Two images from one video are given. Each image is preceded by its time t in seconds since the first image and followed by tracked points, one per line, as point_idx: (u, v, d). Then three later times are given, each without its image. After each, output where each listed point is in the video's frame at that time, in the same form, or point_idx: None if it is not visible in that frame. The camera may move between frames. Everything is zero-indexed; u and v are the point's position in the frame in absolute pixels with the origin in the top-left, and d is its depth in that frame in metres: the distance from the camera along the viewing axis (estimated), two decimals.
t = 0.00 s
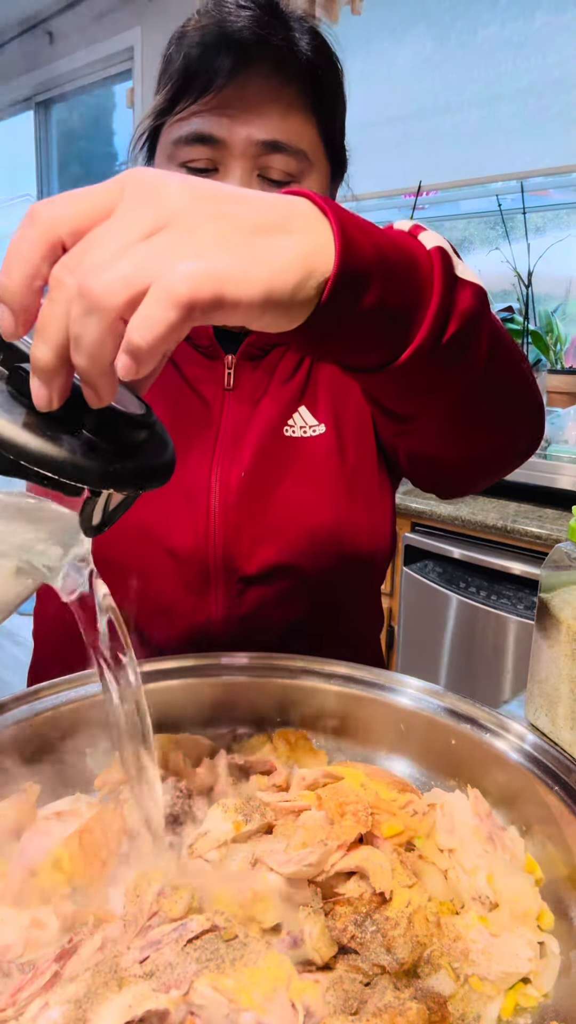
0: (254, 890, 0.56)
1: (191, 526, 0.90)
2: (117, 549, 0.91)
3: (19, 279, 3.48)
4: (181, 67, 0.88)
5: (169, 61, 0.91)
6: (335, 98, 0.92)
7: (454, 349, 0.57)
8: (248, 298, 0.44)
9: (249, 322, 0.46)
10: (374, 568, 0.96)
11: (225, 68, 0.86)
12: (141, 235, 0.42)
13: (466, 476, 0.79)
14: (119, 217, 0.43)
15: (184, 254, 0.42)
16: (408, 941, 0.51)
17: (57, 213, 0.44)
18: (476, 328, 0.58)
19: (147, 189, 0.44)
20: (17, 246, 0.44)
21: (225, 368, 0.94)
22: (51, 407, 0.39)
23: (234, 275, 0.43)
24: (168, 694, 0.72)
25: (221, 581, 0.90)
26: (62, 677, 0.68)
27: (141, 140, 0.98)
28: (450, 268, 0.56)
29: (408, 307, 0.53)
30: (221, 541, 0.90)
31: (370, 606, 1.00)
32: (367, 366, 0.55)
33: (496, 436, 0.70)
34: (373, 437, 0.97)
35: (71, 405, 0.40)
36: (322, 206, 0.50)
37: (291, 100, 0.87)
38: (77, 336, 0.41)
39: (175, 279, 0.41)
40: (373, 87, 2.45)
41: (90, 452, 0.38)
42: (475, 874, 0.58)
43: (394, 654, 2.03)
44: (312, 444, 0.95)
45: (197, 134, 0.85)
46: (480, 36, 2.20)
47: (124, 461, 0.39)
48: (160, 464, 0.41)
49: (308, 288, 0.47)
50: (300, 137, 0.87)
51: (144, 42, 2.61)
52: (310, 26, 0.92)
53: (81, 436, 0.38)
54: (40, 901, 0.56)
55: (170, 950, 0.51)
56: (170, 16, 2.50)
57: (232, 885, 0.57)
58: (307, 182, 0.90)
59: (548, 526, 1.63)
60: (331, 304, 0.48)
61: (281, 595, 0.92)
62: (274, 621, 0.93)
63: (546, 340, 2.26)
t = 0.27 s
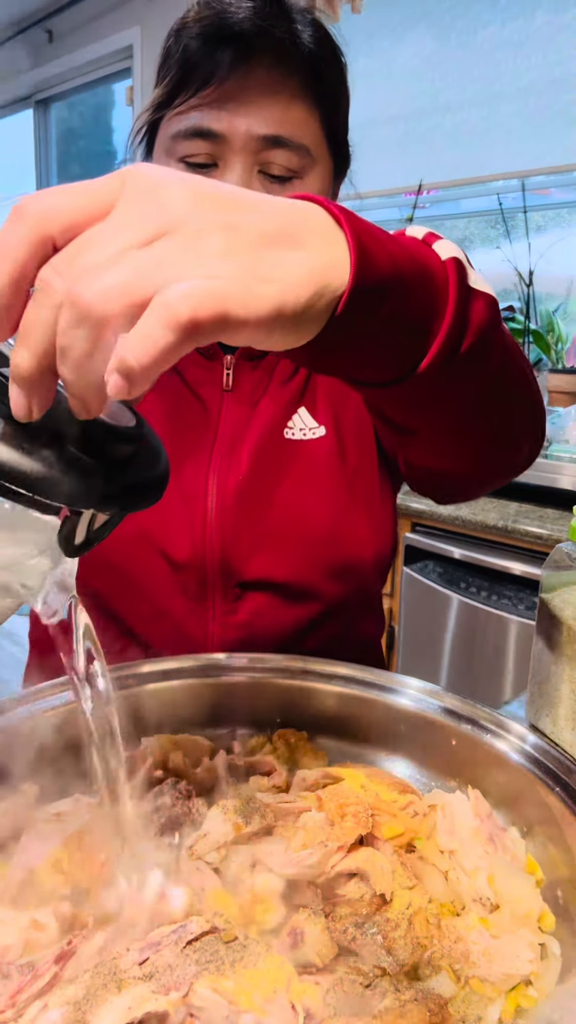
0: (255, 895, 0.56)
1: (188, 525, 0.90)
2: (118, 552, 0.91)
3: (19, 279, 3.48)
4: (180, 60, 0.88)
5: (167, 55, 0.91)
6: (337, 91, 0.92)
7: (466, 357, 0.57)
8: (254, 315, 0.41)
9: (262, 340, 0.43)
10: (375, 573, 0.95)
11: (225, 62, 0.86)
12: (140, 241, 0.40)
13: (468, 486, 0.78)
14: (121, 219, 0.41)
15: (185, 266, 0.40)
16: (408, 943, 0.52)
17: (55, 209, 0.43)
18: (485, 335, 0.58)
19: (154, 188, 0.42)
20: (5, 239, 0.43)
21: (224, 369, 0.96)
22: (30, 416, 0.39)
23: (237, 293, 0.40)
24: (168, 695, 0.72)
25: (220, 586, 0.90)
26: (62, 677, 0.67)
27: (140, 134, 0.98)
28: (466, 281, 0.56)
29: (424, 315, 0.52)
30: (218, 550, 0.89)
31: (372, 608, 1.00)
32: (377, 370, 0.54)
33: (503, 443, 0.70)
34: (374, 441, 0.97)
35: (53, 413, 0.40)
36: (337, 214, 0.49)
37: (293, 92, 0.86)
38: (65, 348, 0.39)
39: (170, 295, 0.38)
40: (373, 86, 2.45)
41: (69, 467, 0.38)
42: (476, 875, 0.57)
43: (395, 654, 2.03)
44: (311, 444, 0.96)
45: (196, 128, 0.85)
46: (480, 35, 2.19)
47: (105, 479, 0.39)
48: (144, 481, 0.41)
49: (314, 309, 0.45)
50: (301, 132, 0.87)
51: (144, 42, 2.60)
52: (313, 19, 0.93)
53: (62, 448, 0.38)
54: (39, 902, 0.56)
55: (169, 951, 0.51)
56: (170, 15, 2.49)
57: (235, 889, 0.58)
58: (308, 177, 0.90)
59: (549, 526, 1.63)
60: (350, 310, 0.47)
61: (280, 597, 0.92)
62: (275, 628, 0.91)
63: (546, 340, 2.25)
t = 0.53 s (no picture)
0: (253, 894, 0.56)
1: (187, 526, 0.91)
2: (114, 559, 0.91)
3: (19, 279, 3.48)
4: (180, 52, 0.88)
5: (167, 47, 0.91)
6: (342, 79, 0.92)
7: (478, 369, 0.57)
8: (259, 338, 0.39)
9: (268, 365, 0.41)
10: (373, 579, 0.96)
11: (225, 55, 0.86)
12: (137, 254, 0.39)
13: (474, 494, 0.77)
14: (118, 232, 0.41)
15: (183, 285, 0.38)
16: (408, 942, 0.52)
17: (51, 220, 0.43)
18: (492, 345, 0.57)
19: (156, 204, 0.41)
20: None
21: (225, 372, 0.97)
22: (12, 437, 0.40)
23: (239, 314, 0.38)
24: (167, 694, 0.72)
25: (218, 588, 0.91)
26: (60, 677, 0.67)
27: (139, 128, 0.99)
28: (478, 294, 0.56)
29: (436, 329, 0.52)
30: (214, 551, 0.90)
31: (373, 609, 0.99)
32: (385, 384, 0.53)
33: (509, 451, 0.69)
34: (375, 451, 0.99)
35: (39, 435, 0.41)
36: (346, 226, 0.47)
37: (297, 82, 0.87)
38: (51, 366, 0.39)
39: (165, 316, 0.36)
40: (373, 86, 2.45)
41: (53, 492, 0.38)
42: (476, 875, 0.57)
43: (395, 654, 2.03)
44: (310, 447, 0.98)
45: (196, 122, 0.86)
46: (480, 34, 2.19)
47: (90, 501, 0.39)
48: (133, 502, 0.41)
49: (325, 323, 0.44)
50: (303, 124, 0.87)
51: (144, 41, 2.59)
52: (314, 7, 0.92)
53: (46, 471, 0.39)
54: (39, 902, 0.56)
55: (170, 950, 0.51)
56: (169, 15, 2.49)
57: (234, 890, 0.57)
58: (310, 172, 0.90)
59: (549, 526, 1.63)
60: (358, 329, 0.46)
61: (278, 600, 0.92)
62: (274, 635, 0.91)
63: (546, 340, 2.25)
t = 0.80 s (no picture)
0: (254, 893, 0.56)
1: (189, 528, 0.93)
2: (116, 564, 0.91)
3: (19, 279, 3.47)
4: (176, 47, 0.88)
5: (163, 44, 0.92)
6: (341, 68, 0.92)
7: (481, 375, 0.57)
8: (257, 358, 0.38)
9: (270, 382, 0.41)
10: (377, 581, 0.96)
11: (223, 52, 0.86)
12: (126, 266, 0.37)
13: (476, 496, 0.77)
14: (107, 238, 0.38)
15: (176, 305, 0.36)
16: (408, 943, 0.52)
17: (34, 223, 0.40)
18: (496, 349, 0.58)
19: (147, 208, 0.39)
20: None
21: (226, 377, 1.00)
22: None
23: (236, 336, 0.37)
24: (167, 694, 0.72)
25: (217, 588, 0.93)
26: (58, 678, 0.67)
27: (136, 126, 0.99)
28: (485, 302, 0.56)
29: (440, 335, 0.53)
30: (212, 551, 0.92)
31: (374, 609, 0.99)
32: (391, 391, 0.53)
33: (511, 452, 0.69)
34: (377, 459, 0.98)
35: (23, 450, 0.40)
36: (348, 233, 0.46)
37: (296, 72, 0.87)
38: (35, 384, 0.37)
39: (157, 341, 0.35)
40: (373, 86, 2.45)
41: (33, 513, 0.38)
42: (476, 875, 0.57)
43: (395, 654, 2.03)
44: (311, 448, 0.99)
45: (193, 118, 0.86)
46: (480, 34, 2.18)
47: (73, 523, 0.39)
48: (118, 522, 0.41)
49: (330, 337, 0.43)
50: (302, 121, 0.87)
51: (143, 41, 2.59)
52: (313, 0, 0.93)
53: (27, 492, 0.39)
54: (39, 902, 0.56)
55: (171, 951, 0.52)
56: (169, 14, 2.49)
57: (234, 890, 0.57)
58: (310, 168, 0.89)
59: (550, 526, 1.62)
60: (363, 340, 0.45)
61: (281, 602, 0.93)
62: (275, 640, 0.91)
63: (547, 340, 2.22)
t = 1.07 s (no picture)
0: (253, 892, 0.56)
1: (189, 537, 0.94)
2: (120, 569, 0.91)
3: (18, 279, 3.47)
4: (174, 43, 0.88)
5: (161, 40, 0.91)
6: (342, 62, 0.93)
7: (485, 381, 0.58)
8: (264, 368, 0.37)
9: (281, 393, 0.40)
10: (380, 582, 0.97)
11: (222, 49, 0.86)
12: (124, 277, 0.37)
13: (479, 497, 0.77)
14: (108, 250, 0.38)
15: (179, 313, 0.35)
16: (408, 943, 0.52)
17: (37, 234, 0.40)
18: (493, 351, 0.58)
19: (150, 223, 0.39)
20: None
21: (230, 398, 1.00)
22: None
23: (244, 345, 0.35)
24: (168, 694, 0.72)
25: (215, 590, 0.93)
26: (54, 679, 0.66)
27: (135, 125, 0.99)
28: (492, 307, 0.57)
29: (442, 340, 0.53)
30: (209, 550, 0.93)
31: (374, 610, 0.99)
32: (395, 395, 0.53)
33: (514, 454, 0.70)
34: (377, 466, 0.99)
35: (19, 461, 0.39)
36: (353, 235, 0.46)
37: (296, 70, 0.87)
38: (32, 394, 0.36)
39: (164, 349, 0.34)
40: (374, 85, 2.45)
41: (27, 529, 0.37)
42: (476, 875, 0.57)
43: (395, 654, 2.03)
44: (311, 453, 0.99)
45: (192, 116, 0.86)
46: (480, 34, 2.18)
47: (70, 537, 0.38)
48: (118, 536, 0.39)
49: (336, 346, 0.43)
50: (302, 118, 0.87)
51: (143, 41, 2.59)
52: None
53: (22, 506, 0.37)
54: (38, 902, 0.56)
55: (169, 950, 0.53)
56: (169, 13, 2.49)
57: (234, 889, 0.57)
58: (310, 165, 0.90)
59: (550, 526, 1.62)
60: (370, 347, 0.46)
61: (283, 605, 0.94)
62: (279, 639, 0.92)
63: (547, 340, 2.20)
